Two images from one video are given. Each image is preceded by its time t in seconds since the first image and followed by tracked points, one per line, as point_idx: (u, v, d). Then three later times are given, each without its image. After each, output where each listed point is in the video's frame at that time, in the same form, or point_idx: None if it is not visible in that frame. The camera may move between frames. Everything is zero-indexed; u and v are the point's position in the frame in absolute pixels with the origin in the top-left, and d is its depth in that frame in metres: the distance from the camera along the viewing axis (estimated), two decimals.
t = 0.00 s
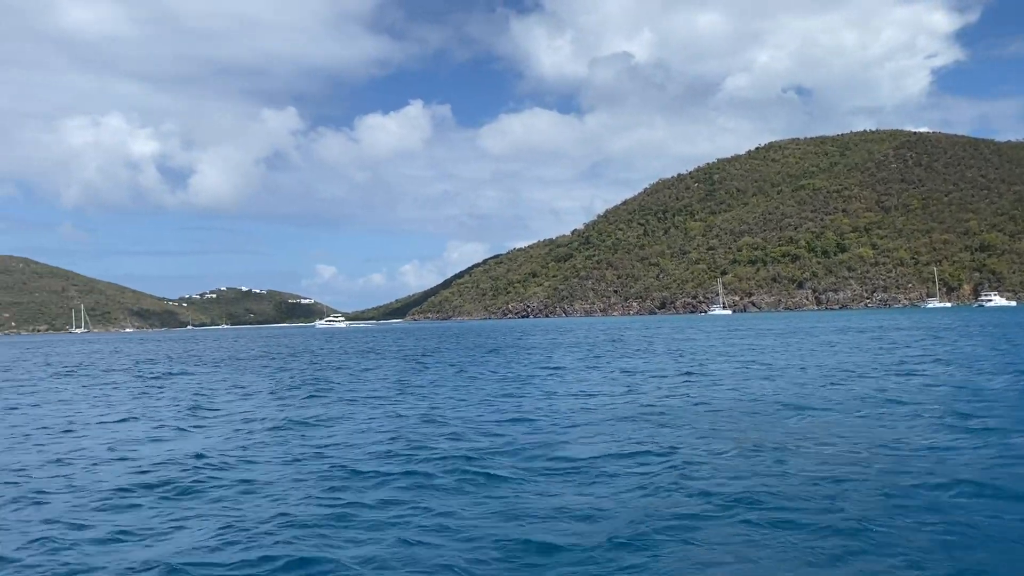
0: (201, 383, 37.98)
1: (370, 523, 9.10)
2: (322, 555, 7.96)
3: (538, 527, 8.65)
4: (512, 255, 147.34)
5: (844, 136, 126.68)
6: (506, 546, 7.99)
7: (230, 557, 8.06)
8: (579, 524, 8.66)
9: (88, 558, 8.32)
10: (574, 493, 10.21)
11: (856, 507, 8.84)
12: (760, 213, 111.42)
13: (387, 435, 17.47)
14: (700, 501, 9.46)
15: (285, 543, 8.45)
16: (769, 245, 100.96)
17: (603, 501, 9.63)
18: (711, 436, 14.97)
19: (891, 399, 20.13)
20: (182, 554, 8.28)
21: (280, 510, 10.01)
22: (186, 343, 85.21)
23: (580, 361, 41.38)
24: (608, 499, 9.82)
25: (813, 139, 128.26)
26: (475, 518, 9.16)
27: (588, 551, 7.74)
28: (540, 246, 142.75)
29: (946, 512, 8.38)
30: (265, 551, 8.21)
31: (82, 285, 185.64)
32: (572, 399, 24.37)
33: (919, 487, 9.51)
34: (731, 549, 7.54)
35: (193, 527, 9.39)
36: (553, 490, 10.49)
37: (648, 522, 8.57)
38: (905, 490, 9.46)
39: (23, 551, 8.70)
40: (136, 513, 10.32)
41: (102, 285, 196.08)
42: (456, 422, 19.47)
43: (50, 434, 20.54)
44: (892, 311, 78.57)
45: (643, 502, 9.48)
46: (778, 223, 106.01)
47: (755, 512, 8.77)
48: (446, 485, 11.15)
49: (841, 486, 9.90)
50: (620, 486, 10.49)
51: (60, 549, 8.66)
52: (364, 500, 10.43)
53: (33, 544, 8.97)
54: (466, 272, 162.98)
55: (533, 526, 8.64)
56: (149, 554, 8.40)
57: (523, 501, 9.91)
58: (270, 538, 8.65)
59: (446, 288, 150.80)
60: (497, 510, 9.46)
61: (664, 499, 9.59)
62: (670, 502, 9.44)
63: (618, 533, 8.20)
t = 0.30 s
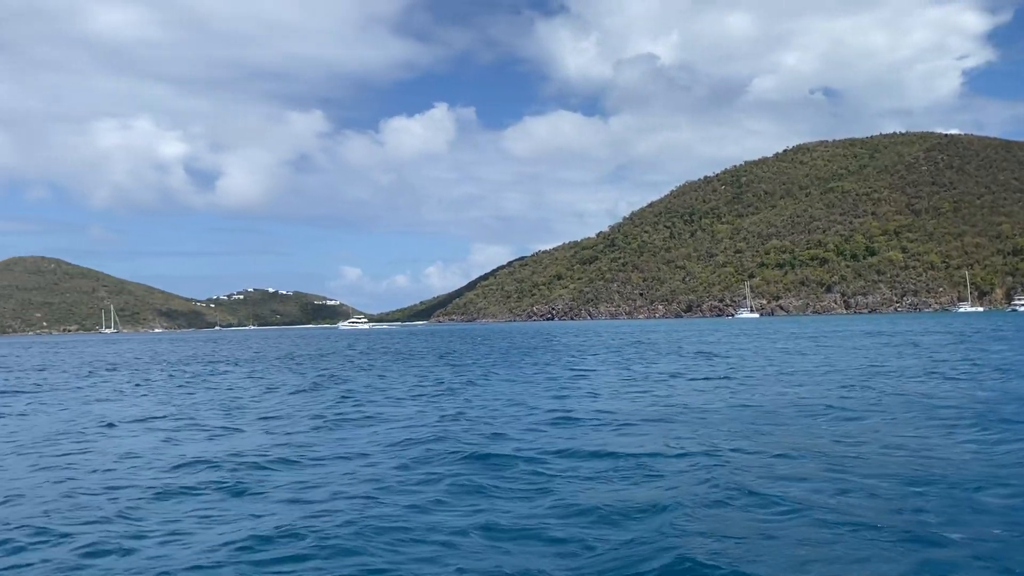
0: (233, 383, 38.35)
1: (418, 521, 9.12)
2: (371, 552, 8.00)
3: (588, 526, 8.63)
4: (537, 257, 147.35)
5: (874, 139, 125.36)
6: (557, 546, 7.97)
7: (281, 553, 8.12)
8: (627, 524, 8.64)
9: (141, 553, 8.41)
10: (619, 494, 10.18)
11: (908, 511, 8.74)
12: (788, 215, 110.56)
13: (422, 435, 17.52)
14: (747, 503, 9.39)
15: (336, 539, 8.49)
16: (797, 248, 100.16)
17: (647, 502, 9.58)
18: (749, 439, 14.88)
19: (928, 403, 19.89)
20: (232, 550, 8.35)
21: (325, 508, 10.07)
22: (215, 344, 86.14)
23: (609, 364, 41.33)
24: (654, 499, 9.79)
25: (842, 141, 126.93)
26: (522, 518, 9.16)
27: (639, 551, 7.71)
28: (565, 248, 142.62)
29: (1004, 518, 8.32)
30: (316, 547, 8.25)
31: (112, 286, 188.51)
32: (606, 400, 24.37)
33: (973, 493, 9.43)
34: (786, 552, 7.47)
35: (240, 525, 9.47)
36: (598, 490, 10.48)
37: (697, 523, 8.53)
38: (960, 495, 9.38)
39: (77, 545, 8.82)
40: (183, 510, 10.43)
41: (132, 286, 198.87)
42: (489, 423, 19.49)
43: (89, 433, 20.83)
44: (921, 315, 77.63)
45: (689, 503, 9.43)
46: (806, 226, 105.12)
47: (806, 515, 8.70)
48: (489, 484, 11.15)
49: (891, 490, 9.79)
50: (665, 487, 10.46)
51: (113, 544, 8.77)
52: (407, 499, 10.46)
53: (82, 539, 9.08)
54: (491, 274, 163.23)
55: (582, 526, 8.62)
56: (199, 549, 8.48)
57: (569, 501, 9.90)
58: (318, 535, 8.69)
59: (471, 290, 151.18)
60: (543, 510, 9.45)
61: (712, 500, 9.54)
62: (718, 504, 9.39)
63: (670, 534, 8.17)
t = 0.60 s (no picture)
0: (259, 384, 38.63)
1: (442, 526, 9.02)
2: (394, 557, 7.91)
3: (614, 532, 8.50)
4: (560, 260, 147.38)
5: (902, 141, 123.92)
6: (584, 552, 7.85)
7: (304, 557, 8.05)
8: (655, 530, 8.49)
9: (164, 555, 8.38)
10: (646, 498, 10.04)
11: (944, 520, 8.48)
12: (815, 218, 109.65)
13: (446, 437, 17.46)
14: (778, 510, 9.19)
15: (359, 543, 8.41)
16: (823, 251, 99.33)
17: (680, 506, 9.47)
18: (778, 444, 14.67)
19: (962, 409, 19.51)
20: (256, 552, 8.31)
21: (348, 511, 10.01)
22: (242, 345, 87.06)
23: (634, 367, 41.26)
24: (682, 504, 9.64)
25: (869, 144, 125.71)
26: (547, 522, 9.04)
27: (668, 558, 7.56)
28: (588, 251, 142.53)
29: None
30: (339, 551, 8.18)
31: (139, 287, 191.21)
32: (632, 403, 24.36)
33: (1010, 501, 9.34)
34: (817, 561, 7.27)
35: (270, 524, 9.55)
36: (625, 495, 10.33)
37: (727, 529, 8.37)
38: (996, 502, 9.30)
39: (101, 547, 8.83)
40: (207, 511, 10.42)
41: (159, 287, 201.42)
42: (513, 426, 19.39)
43: (117, 433, 21.03)
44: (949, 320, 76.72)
45: (718, 509, 9.27)
46: (833, 229, 104.19)
47: (837, 523, 8.51)
48: (513, 489, 11.04)
49: (926, 498, 9.54)
50: (692, 492, 10.29)
51: (137, 547, 8.76)
52: (437, 501, 10.41)
53: (107, 541, 9.09)
54: (514, 276, 163.62)
55: (609, 532, 8.49)
56: (230, 548, 8.56)
57: (594, 505, 9.76)
58: (341, 538, 8.63)
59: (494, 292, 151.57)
60: (569, 515, 9.32)
61: (742, 506, 9.37)
62: (748, 510, 9.21)
63: (698, 540, 8.01)
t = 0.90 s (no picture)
0: (286, 383, 39.00)
1: (472, 533, 8.96)
2: (426, 565, 7.85)
3: (649, 540, 8.40)
4: (581, 261, 147.37)
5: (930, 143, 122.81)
6: (620, 560, 7.77)
7: (336, 561, 8.03)
8: (690, 539, 8.35)
9: (195, 560, 8.40)
10: (677, 505, 9.91)
11: (980, 527, 8.54)
12: (840, 221, 108.87)
13: (473, 440, 17.45)
14: (808, 516, 9.21)
15: (391, 550, 8.41)
16: (848, 254, 98.64)
17: (715, 510, 9.57)
18: (810, 449, 14.52)
19: (996, 415, 19.22)
20: (286, 558, 8.30)
21: (379, 515, 9.98)
22: (268, 344, 87.97)
23: (658, 370, 41.29)
24: (716, 512, 9.51)
25: (896, 146, 124.63)
26: (578, 529, 8.96)
27: (703, 570, 7.42)
28: (611, 253, 142.39)
29: None
30: (369, 558, 8.15)
31: (166, 286, 193.67)
32: (659, 406, 24.45)
33: None
34: None
35: (313, 523, 9.74)
36: (656, 502, 10.21)
37: (763, 539, 8.23)
38: None
39: (133, 551, 8.87)
40: (239, 514, 10.45)
41: (184, 287, 203.69)
42: (540, 427, 19.56)
43: (146, 430, 21.31)
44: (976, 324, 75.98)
45: (755, 516, 9.14)
46: (858, 232, 103.40)
47: (876, 535, 8.33)
48: (544, 493, 10.97)
49: (967, 508, 9.34)
50: (725, 498, 10.17)
51: (169, 551, 8.79)
52: (473, 502, 10.57)
53: (154, 538, 9.33)
54: (536, 277, 163.82)
55: (643, 541, 8.39)
56: (276, 547, 8.75)
57: (626, 513, 9.64)
58: (383, 538, 8.81)
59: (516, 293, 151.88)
60: (599, 523, 9.20)
61: (779, 513, 9.24)
62: (785, 517, 9.06)
63: (737, 550, 7.86)
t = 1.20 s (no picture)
0: (311, 383, 39.22)
1: (514, 537, 8.88)
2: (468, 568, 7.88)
3: (695, 546, 8.27)
4: (604, 262, 147.20)
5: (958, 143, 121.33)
6: (661, 565, 7.72)
7: (380, 561, 8.09)
8: (736, 545, 8.22)
9: (236, 563, 8.37)
10: (714, 508, 9.84)
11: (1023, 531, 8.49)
12: (866, 222, 107.89)
13: (502, 441, 17.41)
14: (844, 516, 9.22)
15: (433, 552, 8.37)
16: (875, 255, 97.75)
17: (752, 510, 9.59)
18: (844, 453, 14.34)
19: None
20: (327, 561, 8.26)
21: (417, 517, 9.94)
22: (291, 344, 88.56)
23: (684, 370, 41.29)
24: (753, 513, 9.47)
25: (923, 146, 123.35)
26: (620, 533, 8.86)
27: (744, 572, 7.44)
28: (634, 253, 142.05)
29: None
30: (412, 561, 8.09)
31: (190, 285, 195.70)
32: (686, 408, 24.50)
33: None
34: None
35: (353, 522, 9.86)
36: (693, 504, 10.15)
37: (811, 545, 8.08)
38: None
39: (173, 552, 8.92)
40: (275, 515, 10.45)
41: (209, 287, 205.59)
42: (570, 429, 19.65)
43: (175, 430, 21.47)
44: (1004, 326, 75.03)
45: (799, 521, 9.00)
46: (885, 232, 102.44)
47: (925, 542, 8.16)
48: (581, 497, 10.89)
49: (1009, 513, 9.22)
50: (767, 502, 10.03)
51: (210, 552, 8.79)
52: (509, 501, 10.66)
53: (197, 536, 9.48)
54: (559, 277, 163.78)
55: (688, 546, 8.27)
56: (318, 544, 8.88)
57: (663, 516, 9.60)
58: (422, 538, 8.88)
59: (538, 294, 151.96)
60: (641, 526, 9.10)
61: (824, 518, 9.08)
62: (830, 523, 8.91)
63: (786, 555, 7.73)
